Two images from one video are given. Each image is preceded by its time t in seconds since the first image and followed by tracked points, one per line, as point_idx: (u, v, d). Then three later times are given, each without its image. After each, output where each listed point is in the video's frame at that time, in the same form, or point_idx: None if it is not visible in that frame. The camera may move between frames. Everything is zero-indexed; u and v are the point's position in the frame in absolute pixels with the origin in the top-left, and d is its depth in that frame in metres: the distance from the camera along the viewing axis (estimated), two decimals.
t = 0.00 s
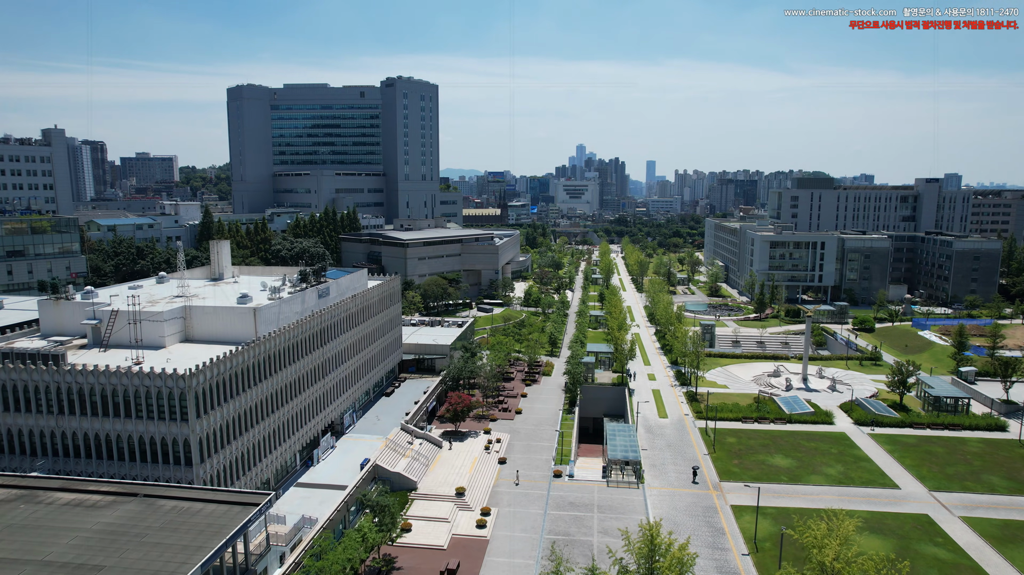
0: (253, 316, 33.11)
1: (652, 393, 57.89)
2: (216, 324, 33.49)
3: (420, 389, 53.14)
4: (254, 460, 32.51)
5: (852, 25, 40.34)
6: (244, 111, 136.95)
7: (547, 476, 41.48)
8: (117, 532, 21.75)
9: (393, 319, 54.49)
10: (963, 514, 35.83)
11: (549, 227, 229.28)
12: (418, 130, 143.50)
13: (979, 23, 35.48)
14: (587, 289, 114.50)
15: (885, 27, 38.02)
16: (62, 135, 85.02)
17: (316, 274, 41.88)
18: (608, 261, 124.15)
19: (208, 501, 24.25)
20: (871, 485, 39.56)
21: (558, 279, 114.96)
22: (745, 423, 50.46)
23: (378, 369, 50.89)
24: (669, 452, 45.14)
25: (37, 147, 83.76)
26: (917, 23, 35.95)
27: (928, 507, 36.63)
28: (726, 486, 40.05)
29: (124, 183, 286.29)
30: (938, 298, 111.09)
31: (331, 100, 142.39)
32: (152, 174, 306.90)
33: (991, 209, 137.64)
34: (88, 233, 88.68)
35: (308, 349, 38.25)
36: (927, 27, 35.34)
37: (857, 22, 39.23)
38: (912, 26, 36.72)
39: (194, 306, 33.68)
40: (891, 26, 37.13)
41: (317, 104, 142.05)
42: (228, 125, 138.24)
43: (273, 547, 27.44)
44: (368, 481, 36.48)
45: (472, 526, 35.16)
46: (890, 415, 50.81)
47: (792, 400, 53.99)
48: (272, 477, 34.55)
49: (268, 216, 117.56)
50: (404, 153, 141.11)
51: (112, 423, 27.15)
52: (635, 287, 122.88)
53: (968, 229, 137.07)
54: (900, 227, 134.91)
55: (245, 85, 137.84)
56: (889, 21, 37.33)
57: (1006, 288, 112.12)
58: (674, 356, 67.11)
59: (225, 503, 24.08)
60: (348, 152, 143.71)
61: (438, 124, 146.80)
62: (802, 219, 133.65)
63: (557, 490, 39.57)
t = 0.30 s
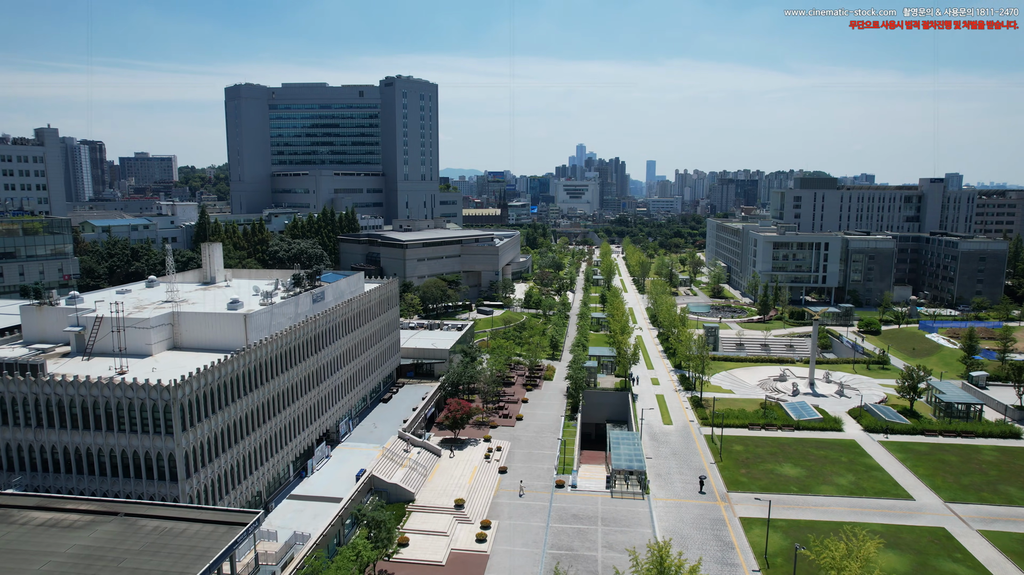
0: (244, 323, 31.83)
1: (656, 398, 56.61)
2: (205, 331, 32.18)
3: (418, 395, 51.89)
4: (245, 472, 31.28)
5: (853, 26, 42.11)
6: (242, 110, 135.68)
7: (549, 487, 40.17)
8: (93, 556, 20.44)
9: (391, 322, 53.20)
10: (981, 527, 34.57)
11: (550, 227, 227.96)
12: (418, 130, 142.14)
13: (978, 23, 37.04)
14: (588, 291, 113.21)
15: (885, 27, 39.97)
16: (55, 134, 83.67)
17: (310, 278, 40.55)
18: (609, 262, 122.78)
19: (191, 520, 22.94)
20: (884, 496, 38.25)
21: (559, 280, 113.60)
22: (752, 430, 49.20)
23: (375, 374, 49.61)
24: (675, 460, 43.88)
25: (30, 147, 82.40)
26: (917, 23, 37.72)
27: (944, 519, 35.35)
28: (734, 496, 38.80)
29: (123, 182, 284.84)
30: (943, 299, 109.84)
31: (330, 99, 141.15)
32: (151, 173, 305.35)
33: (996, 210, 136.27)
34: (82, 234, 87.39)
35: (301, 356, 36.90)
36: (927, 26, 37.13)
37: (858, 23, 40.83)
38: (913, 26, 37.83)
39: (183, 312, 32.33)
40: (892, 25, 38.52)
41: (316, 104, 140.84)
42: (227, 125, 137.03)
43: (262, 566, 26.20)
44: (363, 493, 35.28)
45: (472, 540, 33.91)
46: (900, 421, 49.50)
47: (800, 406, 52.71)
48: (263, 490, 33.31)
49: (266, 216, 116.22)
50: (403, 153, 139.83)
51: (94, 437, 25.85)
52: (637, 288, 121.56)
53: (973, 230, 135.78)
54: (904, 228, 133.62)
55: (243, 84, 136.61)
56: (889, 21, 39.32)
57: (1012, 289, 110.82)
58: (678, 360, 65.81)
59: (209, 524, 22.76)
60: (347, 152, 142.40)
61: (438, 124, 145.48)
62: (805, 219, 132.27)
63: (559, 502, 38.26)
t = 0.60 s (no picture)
0: (234, 330, 30.61)
1: (659, 404, 55.39)
2: (194, 338, 30.95)
3: (416, 401, 50.66)
4: (235, 486, 30.05)
5: (853, 25, 42.37)
6: (240, 110, 134.44)
7: (551, 497, 38.93)
8: None
9: (388, 326, 51.98)
10: (1000, 540, 33.34)
11: (550, 227, 226.67)
12: (417, 130, 140.82)
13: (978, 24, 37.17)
14: (590, 292, 111.96)
15: (885, 27, 40.24)
16: (48, 134, 82.43)
17: (304, 282, 39.33)
18: (610, 263, 121.51)
19: (174, 542, 21.70)
20: (898, 507, 36.99)
21: (559, 282, 112.36)
22: (758, 437, 47.99)
23: (372, 380, 48.41)
24: (680, 469, 42.66)
25: (23, 147, 81.15)
26: (917, 23, 37.91)
27: (961, 533, 34.12)
28: (742, 507, 37.58)
29: (122, 182, 283.42)
30: (948, 301, 108.65)
31: (328, 99, 139.94)
32: (150, 173, 303.85)
33: (1001, 210, 135.06)
34: (76, 235, 86.18)
35: (294, 363, 35.64)
36: (927, 26, 37.39)
37: (858, 23, 41.28)
38: (913, 25, 38.26)
39: (170, 318, 31.11)
40: (891, 26, 39.02)
41: (315, 103, 139.65)
42: (225, 124, 135.83)
43: None
44: (359, 505, 34.06)
45: (471, 555, 32.67)
46: (910, 428, 48.24)
47: (807, 412, 51.47)
48: (255, 503, 32.09)
49: (263, 217, 115.04)
50: (402, 153, 138.58)
51: (74, 452, 24.62)
52: (639, 289, 120.29)
53: (977, 230, 134.58)
54: (908, 228, 132.42)
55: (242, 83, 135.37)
56: (889, 21, 39.53)
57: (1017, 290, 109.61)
58: (682, 364, 64.58)
59: (193, 545, 21.52)
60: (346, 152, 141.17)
61: (438, 123, 144.16)
62: (808, 220, 130.89)
63: (562, 514, 37.02)
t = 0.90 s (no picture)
0: (224, 337, 29.43)
1: (663, 409, 54.27)
2: (183, 345, 29.79)
3: (415, 407, 49.53)
4: (226, 499, 28.86)
5: (853, 26, 41.37)
6: (238, 109, 133.21)
7: (552, 508, 37.79)
8: None
9: (387, 330, 50.83)
10: (1018, 554, 32.17)
11: (550, 227, 225.48)
12: (416, 130, 139.58)
13: (977, 23, 36.52)
14: (591, 293, 110.75)
15: (885, 27, 39.26)
16: (42, 134, 81.23)
17: (298, 287, 38.16)
18: (612, 264, 120.42)
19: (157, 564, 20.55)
20: (911, 518, 35.81)
21: (560, 283, 111.27)
22: (765, 444, 46.83)
23: (369, 386, 47.25)
24: (685, 478, 41.51)
25: (15, 147, 79.92)
26: (918, 23, 37.06)
27: (978, 546, 32.93)
28: (750, 518, 36.45)
29: (121, 182, 282.19)
30: (953, 302, 107.50)
31: (327, 99, 138.81)
32: (149, 173, 302.66)
33: (1005, 211, 133.86)
34: (70, 237, 85.00)
35: (288, 370, 34.49)
36: (927, 27, 36.44)
37: (857, 23, 40.15)
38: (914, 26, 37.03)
39: (158, 325, 29.90)
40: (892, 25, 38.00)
41: (313, 103, 138.51)
42: (223, 123, 134.62)
43: None
44: (354, 517, 32.97)
45: (471, 569, 31.53)
46: (921, 435, 46.97)
47: (815, 418, 50.25)
48: (246, 516, 30.90)
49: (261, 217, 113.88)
50: (402, 153, 137.39)
51: (55, 467, 23.48)
52: (640, 290, 119.13)
53: (981, 231, 133.37)
54: (911, 229, 131.24)
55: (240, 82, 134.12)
56: (888, 21, 38.65)
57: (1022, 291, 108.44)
58: (685, 368, 63.41)
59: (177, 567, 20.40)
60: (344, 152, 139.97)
61: (437, 123, 142.91)
62: (811, 221, 129.58)
63: (564, 526, 35.87)
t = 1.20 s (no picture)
0: (214, 344, 28.31)
1: (667, 414, 53.18)
2: (171, 352, 28.66)
3: (413, 413, 48.42)
4: (217, 513, 27.72)
5: (852, 25, 41.99)
6: (236, 109, 132.03)
7: (555, 518, 36.68)
8: None
9: (385, 335, 49.75)
10: None
11: (550, 227, 224.13)
12: (416, 130, 138.45)
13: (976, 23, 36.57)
14: (592, 295, 109.58)
15: (884, 26, 40.01)
16: (35, 133, 79.90)
17: (292, 291, 37.03)
18: (613, 265, 119.46)
19: None
20: (925, 530, 34.70)
21: (560, 285, 110.24)
22: (771, 451, 45.73)
23: (366, 392, 46.12)
24: (691, 487, 40.44)
25: (8, 147, 78.70)
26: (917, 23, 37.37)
27: (996, 560, 31.81)
28: (758, 530, 35.34)
29: (120, 182, 281.43)
30: (957, 303, 106.41)
31: (326, 98, 137.74)
32: (148, 174, 301.63)
33: (1010, 211, 132.74)
34: (65, 238, 83.86)
35: (282, 377, 33.34)
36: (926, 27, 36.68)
37: (858, 22, 42.77)
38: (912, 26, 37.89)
39: (145, 332, 28.77)
40: (891, 27, 39.61)
41: (312, 103, 137.52)
42: (221, 123, 133.50)
43: None
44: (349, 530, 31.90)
45: None
46: (932, 441, 45.84)
47: (822, 424, 49.12)
48: (238, 529, 29.74)
49: (259, 218, 112.70)
50: (401, 153, 136.32)
51: (35, 483, 22.40)
52: (642, 291, 117.99)
53: (986, 231, 132.26)
54: (915, 229, 130.15)
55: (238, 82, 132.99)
56: (888, 20, 39.41)
57: None
58: (689, 372, 62.35)
59: None
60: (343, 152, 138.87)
61: (437, 123, 141.83)
62: (814, 221, 128.38)
63: (567, 537, 34.76)
